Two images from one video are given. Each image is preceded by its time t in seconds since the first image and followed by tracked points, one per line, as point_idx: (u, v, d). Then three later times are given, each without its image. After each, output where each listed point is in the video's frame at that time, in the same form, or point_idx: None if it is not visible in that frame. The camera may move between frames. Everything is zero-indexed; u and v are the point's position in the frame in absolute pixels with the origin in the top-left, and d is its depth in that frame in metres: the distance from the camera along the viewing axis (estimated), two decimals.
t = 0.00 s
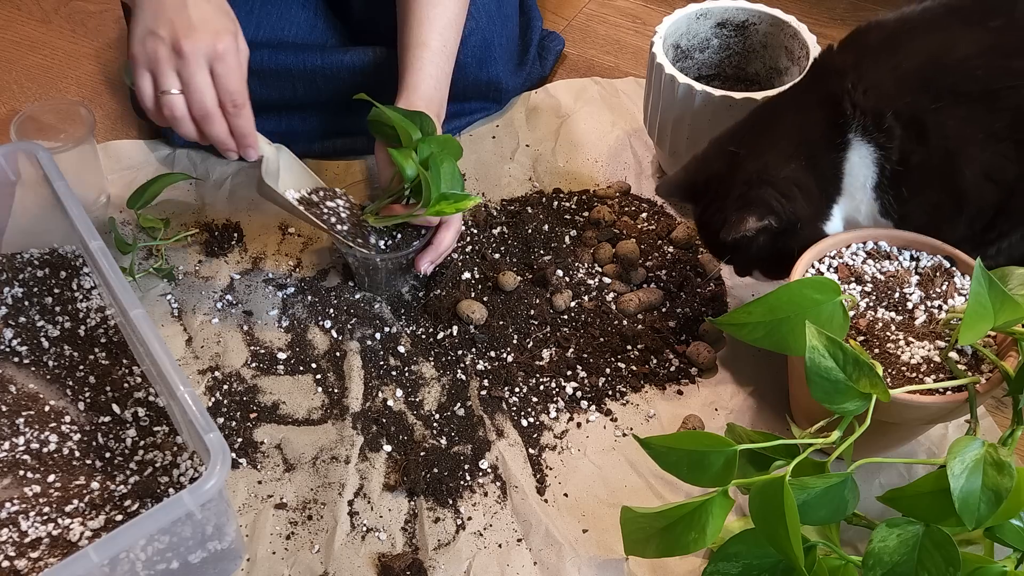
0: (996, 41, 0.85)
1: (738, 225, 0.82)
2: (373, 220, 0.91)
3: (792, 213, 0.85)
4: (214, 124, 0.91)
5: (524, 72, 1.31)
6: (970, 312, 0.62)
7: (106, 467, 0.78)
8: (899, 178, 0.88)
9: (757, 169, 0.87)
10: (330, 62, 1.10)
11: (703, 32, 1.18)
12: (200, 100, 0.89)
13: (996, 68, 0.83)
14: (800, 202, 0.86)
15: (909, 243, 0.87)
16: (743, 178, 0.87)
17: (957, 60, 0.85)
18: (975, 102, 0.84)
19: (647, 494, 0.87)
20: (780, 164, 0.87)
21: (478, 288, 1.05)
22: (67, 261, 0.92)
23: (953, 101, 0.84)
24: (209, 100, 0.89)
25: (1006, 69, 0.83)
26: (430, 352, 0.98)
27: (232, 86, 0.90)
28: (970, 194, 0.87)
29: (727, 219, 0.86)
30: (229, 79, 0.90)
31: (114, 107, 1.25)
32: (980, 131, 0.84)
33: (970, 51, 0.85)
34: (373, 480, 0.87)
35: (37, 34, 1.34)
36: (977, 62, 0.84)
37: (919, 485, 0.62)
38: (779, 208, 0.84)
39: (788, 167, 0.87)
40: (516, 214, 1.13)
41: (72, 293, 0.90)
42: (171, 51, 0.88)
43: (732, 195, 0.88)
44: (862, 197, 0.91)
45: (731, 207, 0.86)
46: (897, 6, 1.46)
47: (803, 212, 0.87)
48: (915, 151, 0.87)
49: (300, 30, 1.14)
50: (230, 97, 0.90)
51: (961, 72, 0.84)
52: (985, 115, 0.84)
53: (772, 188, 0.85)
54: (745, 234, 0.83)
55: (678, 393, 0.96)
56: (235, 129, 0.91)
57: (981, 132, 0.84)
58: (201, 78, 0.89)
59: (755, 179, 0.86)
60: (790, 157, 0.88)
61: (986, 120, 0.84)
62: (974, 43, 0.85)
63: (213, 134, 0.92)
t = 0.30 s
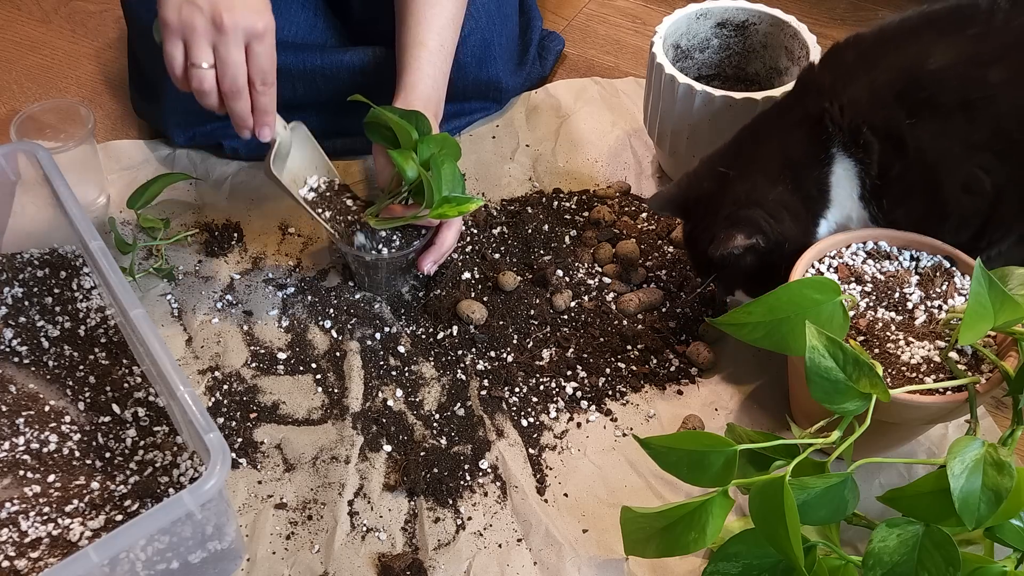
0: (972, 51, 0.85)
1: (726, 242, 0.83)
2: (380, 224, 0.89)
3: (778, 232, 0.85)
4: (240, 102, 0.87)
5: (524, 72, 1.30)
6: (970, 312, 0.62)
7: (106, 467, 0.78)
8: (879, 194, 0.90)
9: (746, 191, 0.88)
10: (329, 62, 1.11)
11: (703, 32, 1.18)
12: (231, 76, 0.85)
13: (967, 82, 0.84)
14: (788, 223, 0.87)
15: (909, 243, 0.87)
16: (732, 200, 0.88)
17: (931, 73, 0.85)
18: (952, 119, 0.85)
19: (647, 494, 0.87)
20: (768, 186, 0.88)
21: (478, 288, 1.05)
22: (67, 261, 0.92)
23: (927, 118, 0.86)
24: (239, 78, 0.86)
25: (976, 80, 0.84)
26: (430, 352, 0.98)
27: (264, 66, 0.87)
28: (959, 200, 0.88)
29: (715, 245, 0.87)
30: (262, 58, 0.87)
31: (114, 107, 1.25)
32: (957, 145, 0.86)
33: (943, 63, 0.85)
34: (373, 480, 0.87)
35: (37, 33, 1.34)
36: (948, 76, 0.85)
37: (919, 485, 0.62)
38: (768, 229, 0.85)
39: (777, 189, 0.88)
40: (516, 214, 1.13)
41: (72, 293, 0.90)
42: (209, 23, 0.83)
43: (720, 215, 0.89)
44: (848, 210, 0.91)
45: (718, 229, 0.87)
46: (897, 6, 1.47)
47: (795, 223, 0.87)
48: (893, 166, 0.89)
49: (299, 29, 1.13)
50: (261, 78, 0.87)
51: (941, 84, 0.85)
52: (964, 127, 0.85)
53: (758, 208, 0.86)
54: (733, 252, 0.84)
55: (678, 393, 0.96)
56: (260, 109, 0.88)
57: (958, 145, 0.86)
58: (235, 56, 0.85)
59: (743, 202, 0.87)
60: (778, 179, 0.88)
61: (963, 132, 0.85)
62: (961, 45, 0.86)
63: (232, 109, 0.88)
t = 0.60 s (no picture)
0: (965, 61, 0.85)
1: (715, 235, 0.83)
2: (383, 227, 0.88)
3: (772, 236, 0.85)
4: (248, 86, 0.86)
5: (524, 72, 1.30)
6: (970, 312, 0.62)
7: (107, 467, 0.78)
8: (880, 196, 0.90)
9: (746, 190, 0.88)
10: (330, 61, 1.11)
11: (704, 32, 1.18)
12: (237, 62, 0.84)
13: (961, 89, 0.84)
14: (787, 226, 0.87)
15: (909, 243, 0.87)
16: (731, 196, 0.89)
17: (928, 79, 0.86)
18: (947, 124, 0.85)
19: (647, 494, 0.87)
20: (768, 187, 0.88)
21: (478, 288, 1.05)
22: (67, 261, 0.92)
23: (925, 124, 0.86)
24: (247, 64, 0.84)
25: (970, 88, 0.84)
26: (430, 352, 0.98)
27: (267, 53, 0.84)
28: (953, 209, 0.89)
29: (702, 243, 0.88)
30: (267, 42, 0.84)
31: (114, 107, 1.25)
32: (954, 153, 0.86)
33: (940, 68, 0.86)
34: (373, 480, 0.87)
35: (37, 33, 1.34)
36: (943, 83, 0.85)
37: (919, 485, 0.62)
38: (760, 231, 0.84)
39: (777, 191, 0.87)
40: (516, 214, 1.13)
41: (72, 293, 0.90)
42: (213, 12, 0.81)
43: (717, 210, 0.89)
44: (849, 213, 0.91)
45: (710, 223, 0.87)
46: (897, 6, 1.47)
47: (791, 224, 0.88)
48: (892, 171, 0.89)
49: (300, 30, 1.13)
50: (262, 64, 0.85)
51: (937, 90, 0.85)
52: (960, 134, 0.85)
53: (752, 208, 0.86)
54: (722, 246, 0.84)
55: (679, 393, 0.96)
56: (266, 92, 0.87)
57: (956, 152, 0.86)
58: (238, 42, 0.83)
59: (743, 203, 0.87)
60: (779, 182, 0.88)
61: (959, 140, 0.85)
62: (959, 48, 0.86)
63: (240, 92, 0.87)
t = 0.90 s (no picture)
0: (962, 66, 0.85)
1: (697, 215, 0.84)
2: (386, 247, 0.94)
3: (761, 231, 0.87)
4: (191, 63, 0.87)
5: (524, 72, 1.30)
6: (970, 312, 0.62)
7: (106, 467, 0.78)
8: (878, 203, 0.90)
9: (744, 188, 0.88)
10: (330, 61, 1.11)
11: (704, 32, 1.18)
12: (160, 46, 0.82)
13: (958, 94, 0.85)
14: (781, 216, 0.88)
15: (909, 243, 0.87)
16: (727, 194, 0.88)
17: (927, 83, 0.86)
18: (945, 130, 0.86)
19: (648, 494, 0.87)
20: (767, 187, 0.88)
21: (478, 288, 1.05)
22: (67, 261, 0.92)
23: (924, 129, 0.86)
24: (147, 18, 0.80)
25: (968, 94, 0.84)
26: (430, 352, 0.98)
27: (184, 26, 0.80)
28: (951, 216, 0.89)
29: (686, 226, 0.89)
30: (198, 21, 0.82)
31: (114, 108, 1.25)
32: (952, 158, 0.86)
33: (938, 71, 0.86)
34: (373, 480, 0.87)
35: (37, 33, 1.34)
36: (942, 87, 0.85)
37: (919, 485, 0.62)
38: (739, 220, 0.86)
39: (770, 192, 0.88)
40: (516, 214, 1.13)
41: (72, 293, 0.90)
42: None
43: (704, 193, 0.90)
44: (850, 212, 0.90)
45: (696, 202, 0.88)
46: (897, 6, 1.47)
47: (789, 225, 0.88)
48: (889, 177, 0.89)
49: (299, 30, 1.13)
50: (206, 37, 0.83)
51: (936, 95, 0.86)
52: (958, 140, 0.85)
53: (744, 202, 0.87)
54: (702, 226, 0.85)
55: (679, 393, 0.96)
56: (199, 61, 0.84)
57: (954, 158, 0.86)
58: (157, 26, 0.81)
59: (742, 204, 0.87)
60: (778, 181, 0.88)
61: (958, 145, 0.86)
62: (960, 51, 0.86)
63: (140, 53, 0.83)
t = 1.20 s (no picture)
0: (963, 70, 0.85)
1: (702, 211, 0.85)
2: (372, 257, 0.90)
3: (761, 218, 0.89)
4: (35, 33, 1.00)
5: (524, 72, 1.30)
6: (970, 312, 0.62)
7: (106, 466, 0.78)
8: (871, 203, 0.91)
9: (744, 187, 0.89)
10: (330, 61, 1.11)
11: (704, 32, 1.18)
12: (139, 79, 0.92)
13: (957, 98, 0.84)
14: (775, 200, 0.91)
15: (909, 243, 0.87)
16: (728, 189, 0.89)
17: (927, 85, 0.86)
18: (944, 132, 0.85)
19: (648, 495, 0.87)
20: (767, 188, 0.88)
21: (478, 288, 1.05)
22: (67, 261, 0.92)
23: (921, 131, 0.86)
24: None
25: (968, 98, 0.84)
26: (430, 352, 0.98)
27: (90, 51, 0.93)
28: (946, 219, 0.89)
29: (680, 214, 0.91)
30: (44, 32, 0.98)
31: (114, 107, 1.25)
32: (948, 161, 0.86)
33: (937, 73, 0.86)
34: (373, 480, 0.87)
35: (36, 33, 1.34)
36: (941, 90, 0.85)
37: (919, 485, 0.62)
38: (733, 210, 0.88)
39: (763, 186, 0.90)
40: (516, 214, 1.13)
41: (72, 293, 0.90)
42: None
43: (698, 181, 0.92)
44: (840, 211, 0.92)
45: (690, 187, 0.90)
46: (897, 7, 1.47)
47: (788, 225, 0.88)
48: (884, 178, 0.89)
49: (300, 29, 1.11)
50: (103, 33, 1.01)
51: (935, 98, 0.85)
52: (956, 143, 0.85)
53: (740, 194, 0.89)
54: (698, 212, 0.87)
55: (679, 393, 0.96)
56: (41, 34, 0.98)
57: (950, 161, 0.86)
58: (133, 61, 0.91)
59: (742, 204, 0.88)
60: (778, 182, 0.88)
61: (955, 148, 0.85)
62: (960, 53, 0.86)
63: None
